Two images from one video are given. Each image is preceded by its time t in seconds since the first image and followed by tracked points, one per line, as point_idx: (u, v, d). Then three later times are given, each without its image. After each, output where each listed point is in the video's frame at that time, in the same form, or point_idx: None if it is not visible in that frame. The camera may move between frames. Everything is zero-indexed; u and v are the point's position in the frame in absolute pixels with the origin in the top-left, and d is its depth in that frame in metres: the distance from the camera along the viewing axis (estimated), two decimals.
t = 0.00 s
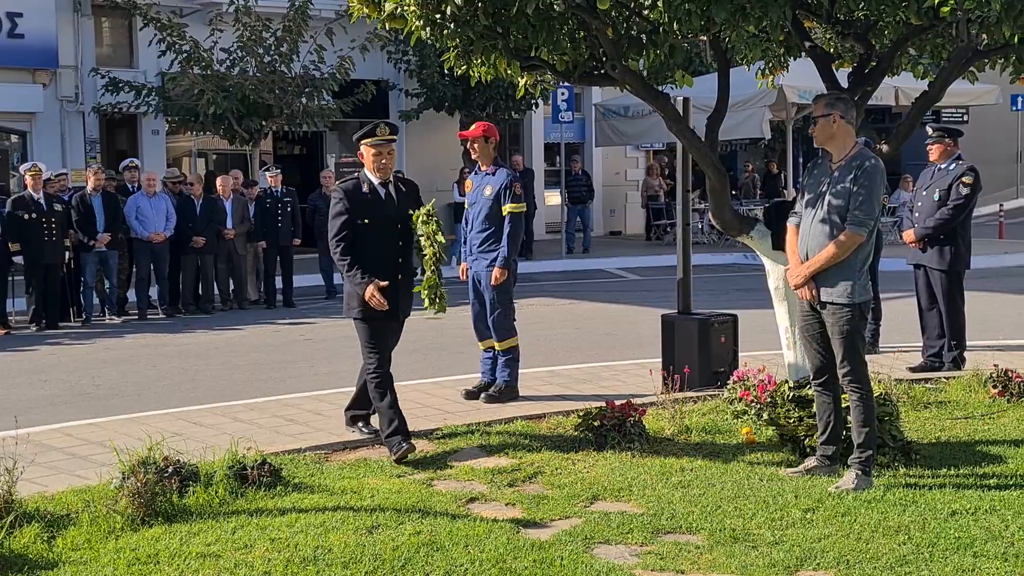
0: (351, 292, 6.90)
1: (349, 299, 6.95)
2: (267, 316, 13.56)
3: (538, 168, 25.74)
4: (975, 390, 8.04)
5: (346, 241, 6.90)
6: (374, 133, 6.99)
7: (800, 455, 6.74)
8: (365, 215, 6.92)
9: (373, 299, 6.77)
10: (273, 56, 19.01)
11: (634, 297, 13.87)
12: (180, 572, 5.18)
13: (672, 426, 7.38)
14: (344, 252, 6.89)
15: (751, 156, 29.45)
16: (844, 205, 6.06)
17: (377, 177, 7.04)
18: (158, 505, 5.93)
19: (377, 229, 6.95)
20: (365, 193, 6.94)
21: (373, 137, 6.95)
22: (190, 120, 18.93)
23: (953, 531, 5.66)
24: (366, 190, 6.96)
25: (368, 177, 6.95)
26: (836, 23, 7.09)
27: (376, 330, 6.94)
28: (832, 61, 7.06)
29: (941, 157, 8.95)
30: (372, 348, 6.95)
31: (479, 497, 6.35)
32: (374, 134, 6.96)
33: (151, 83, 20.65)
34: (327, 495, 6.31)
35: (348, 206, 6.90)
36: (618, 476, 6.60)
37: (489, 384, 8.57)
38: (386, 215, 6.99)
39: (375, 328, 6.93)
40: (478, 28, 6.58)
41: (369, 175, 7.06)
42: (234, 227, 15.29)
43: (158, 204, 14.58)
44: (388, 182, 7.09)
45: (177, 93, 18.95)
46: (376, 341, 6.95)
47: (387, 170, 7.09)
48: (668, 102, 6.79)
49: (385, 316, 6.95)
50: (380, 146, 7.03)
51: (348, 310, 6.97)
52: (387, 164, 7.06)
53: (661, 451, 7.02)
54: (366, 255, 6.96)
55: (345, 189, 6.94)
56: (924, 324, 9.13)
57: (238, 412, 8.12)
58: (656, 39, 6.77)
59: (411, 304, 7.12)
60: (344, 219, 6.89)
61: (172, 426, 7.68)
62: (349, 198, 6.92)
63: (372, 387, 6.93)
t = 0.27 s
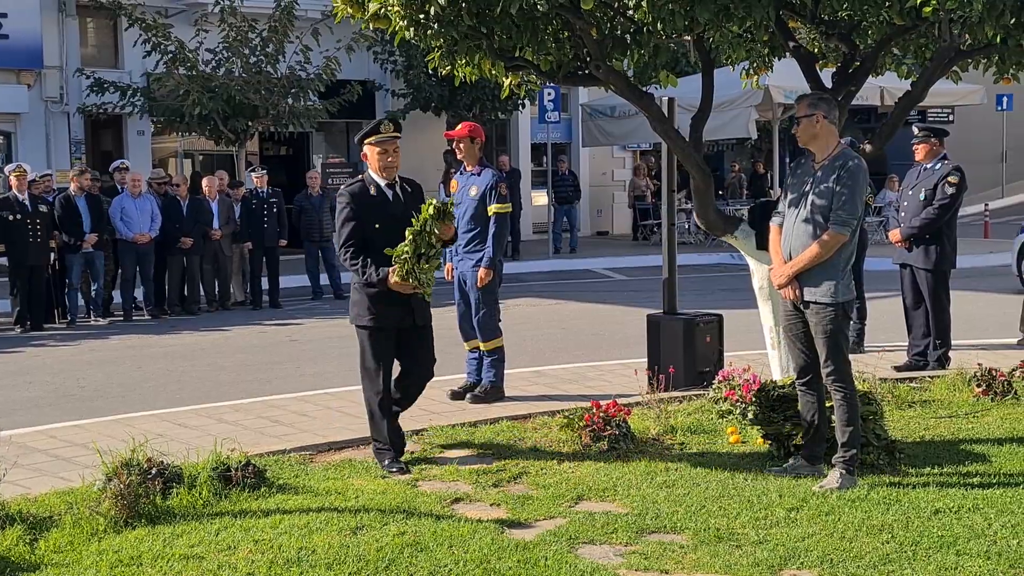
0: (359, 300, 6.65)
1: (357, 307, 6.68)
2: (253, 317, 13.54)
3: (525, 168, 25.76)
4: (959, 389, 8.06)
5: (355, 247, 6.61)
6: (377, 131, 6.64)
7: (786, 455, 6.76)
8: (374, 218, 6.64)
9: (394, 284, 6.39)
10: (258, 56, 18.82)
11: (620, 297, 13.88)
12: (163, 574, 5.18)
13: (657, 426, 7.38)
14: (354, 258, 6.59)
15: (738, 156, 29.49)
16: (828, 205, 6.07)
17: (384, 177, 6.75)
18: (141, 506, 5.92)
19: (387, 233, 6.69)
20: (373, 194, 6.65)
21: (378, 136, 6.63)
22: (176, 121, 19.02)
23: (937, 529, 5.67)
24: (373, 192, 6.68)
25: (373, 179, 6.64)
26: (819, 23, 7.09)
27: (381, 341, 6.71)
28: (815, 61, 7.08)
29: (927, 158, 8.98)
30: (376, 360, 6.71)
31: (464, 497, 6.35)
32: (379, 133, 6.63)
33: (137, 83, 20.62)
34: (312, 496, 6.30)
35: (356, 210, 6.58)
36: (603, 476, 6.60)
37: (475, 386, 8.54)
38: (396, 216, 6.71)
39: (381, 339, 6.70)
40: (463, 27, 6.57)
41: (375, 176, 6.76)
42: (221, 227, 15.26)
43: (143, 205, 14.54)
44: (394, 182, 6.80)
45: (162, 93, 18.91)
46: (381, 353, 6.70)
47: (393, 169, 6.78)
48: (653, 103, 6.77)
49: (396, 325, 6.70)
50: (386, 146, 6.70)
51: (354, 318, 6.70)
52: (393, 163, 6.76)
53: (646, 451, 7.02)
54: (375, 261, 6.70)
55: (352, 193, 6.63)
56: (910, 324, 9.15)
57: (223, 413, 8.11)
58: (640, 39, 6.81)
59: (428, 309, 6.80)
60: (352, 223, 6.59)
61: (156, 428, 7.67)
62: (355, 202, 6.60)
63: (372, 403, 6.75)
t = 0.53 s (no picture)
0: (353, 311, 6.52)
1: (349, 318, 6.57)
2: (226, 317, 13.49)
3: (498, 167, 25.77)
4: (928, 387, 8.12)
5: (352, 255, 6.45)
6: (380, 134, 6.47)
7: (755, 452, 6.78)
8: (371, 227, 6.46)
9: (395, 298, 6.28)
10: (229, 55, 18.89)
11: (593, 296, 13.90)
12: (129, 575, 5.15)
13: (628, 424, 7.40)
14: (351, 266, 6.42)
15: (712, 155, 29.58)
16: (795, 204, 6.09)
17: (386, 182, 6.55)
18: (108, 507, 5.88)
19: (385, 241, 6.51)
20: (370, 201, 6.47)
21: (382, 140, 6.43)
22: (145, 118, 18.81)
23: (905, 526, 5.70)
24: (371, 199, 6.48)
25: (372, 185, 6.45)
26: (788, 22, 7.10)
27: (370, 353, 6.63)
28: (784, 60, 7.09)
29: (896, 156, 9.03)
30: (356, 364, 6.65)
31: (434, 496, 6.34)
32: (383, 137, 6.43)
33: (107, 82, 20.51)
34: (281, 496, 6.28)
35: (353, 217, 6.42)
36: (572, 475, 6.60)
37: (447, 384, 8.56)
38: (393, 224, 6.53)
39: (374, 348, 6.62)
40: (431, 26, 6.54)
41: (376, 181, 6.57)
42: (194, 227, 15.21)
43: (113, 204, 14.48)
44: (395, 190, 6.60)
45: (132, 92, 18.83)
46: (371, 360, 6.64)
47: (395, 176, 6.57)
48: (623, 102, 6.79)
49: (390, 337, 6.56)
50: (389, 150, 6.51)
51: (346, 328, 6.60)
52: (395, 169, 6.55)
53: (616, 449, 7.03)
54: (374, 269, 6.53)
55: (350, 199, 6.45)
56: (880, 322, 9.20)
57: (192, 413, 8.07)
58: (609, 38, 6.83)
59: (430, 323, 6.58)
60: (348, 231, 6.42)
61: (124, 428, 7.63)
62: (352, 209, 6.43)
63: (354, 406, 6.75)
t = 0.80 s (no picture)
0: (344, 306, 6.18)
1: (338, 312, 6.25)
2: (177, 316, 13.39)
3: (452, 165, 25.77)
4: (875, 383, 8.24)
5: (334, 247, 6.09)
6: (377, 122, 6.09)
7: (703, 449, 6.82)
8: (356, 217, 6.08)
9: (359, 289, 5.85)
10: (180, 51, 18.75)
11: (544, 294, 13.93)
12: None
13: (578, 422, 7.42)
14: (327, 257, 6.08)
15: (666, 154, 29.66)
16: (741, 202, 6.13)
17: (376, 173, 6.17)
18: (52, 509, 5.82)
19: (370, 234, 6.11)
20: (357, 190, 6.10)
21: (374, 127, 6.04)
22: (95, 116, 18.75)
23: (850, 521, 5.75)
24: (360, 188, 6.12)
25: (362, 175, 6.08)
26: (738, 22, 7.15)
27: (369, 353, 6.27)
28: (733, 59, 7.11)
29: (845, 155, 9.11)
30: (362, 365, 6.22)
31: (384, 495, 6.32)
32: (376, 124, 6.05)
33: (55, 79, 20.28)
34: (228, 496, 6.24)
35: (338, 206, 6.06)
36: (521, 472, 6.61)
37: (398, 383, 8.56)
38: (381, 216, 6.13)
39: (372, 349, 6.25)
40: (379, 23, 6.51)
41: (367, 171, 6.19)
42: (144, 226, 15.10)
43: (62, 203, 14.30)
44: (386, 180, 6.21)
45: (81, 89, 18.64)
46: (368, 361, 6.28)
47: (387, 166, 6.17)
48: (571, 100, 6.78)
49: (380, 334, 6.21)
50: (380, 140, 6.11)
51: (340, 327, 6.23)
52: (388, 160, 6.15)
53: (566, 447, 7.05)
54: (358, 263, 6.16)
55: (336, 186, 6.09)
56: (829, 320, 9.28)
57: (139, 413, 8.00)
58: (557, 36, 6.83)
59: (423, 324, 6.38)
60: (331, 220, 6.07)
61: (67, 429, 7.55)
62: (339, 198, 6.06)
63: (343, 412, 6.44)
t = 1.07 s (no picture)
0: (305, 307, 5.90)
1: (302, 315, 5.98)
2: (107, 314, 13.21)
3: (388, 162, 25.70)
4: (803, 378, 8.37)
5: (292, 246, 5.90)
6: (337, 119, 5.83)
7: (632, 445, 6.85)
8: (316, 217, 5.86)
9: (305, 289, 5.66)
10: (109, 45, 18.53)
11: (478, 291, 13.96)
12: None
13: (509, 419, 7.44)
14: (282, 256, 5.90)
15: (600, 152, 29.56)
16: (668, 199, 6.17)
17: (339, 171, 5.95)
18: None
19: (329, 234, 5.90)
20: (317, 189, 5.88)
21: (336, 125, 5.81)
22: (21, 110, 18.44)
23: (774, 515, 5.79)
24: (322, 187, 5.90)
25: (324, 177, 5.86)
26: (667, 21, 7.22)
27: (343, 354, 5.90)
28: (663, 57, 7.15)
29: (774, 153, 9.23)
30: (335, 373, 5.81)
31: (312, 493, 6.28)
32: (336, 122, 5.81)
33: None
34: (153, 495, 6.17)
35: (297, 205, 5.85)
36: (450, 470, 6.60)
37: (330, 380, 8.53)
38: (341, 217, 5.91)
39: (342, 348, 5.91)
40: (309, 19, 6.44)
41: (328, 169, 5.97)
42: (72, 222, 14.91)
43: None
44: (349, 178, 6.01)
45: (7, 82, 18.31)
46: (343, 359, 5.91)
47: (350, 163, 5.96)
48: (502, 96, 6.79)
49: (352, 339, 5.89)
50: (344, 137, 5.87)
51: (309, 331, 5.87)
52: (351, 157, 5.94)
53: (496, 443, 7.07)
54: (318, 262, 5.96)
55: (296, 185, 5.87)
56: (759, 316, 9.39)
57: (62, 412, 7.88)
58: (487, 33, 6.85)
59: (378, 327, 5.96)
60: (292, 218, 5.87)
61: None
62: (299, 197, 5.85)
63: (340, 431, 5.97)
